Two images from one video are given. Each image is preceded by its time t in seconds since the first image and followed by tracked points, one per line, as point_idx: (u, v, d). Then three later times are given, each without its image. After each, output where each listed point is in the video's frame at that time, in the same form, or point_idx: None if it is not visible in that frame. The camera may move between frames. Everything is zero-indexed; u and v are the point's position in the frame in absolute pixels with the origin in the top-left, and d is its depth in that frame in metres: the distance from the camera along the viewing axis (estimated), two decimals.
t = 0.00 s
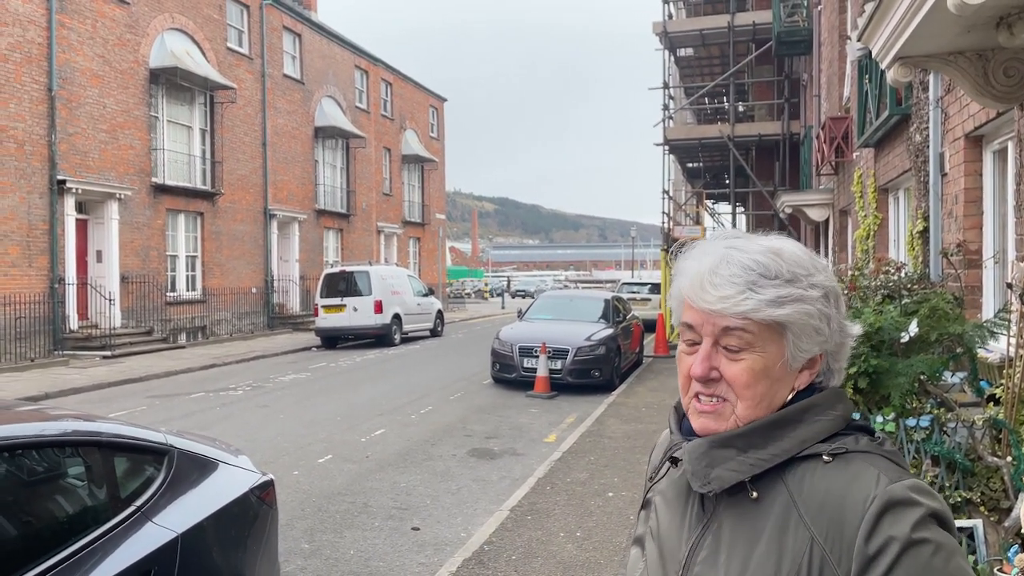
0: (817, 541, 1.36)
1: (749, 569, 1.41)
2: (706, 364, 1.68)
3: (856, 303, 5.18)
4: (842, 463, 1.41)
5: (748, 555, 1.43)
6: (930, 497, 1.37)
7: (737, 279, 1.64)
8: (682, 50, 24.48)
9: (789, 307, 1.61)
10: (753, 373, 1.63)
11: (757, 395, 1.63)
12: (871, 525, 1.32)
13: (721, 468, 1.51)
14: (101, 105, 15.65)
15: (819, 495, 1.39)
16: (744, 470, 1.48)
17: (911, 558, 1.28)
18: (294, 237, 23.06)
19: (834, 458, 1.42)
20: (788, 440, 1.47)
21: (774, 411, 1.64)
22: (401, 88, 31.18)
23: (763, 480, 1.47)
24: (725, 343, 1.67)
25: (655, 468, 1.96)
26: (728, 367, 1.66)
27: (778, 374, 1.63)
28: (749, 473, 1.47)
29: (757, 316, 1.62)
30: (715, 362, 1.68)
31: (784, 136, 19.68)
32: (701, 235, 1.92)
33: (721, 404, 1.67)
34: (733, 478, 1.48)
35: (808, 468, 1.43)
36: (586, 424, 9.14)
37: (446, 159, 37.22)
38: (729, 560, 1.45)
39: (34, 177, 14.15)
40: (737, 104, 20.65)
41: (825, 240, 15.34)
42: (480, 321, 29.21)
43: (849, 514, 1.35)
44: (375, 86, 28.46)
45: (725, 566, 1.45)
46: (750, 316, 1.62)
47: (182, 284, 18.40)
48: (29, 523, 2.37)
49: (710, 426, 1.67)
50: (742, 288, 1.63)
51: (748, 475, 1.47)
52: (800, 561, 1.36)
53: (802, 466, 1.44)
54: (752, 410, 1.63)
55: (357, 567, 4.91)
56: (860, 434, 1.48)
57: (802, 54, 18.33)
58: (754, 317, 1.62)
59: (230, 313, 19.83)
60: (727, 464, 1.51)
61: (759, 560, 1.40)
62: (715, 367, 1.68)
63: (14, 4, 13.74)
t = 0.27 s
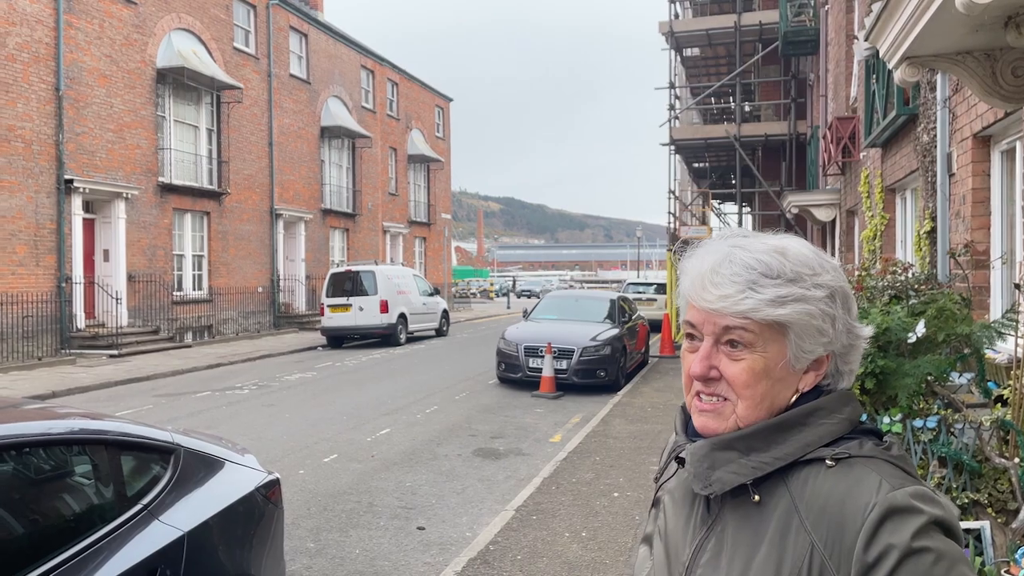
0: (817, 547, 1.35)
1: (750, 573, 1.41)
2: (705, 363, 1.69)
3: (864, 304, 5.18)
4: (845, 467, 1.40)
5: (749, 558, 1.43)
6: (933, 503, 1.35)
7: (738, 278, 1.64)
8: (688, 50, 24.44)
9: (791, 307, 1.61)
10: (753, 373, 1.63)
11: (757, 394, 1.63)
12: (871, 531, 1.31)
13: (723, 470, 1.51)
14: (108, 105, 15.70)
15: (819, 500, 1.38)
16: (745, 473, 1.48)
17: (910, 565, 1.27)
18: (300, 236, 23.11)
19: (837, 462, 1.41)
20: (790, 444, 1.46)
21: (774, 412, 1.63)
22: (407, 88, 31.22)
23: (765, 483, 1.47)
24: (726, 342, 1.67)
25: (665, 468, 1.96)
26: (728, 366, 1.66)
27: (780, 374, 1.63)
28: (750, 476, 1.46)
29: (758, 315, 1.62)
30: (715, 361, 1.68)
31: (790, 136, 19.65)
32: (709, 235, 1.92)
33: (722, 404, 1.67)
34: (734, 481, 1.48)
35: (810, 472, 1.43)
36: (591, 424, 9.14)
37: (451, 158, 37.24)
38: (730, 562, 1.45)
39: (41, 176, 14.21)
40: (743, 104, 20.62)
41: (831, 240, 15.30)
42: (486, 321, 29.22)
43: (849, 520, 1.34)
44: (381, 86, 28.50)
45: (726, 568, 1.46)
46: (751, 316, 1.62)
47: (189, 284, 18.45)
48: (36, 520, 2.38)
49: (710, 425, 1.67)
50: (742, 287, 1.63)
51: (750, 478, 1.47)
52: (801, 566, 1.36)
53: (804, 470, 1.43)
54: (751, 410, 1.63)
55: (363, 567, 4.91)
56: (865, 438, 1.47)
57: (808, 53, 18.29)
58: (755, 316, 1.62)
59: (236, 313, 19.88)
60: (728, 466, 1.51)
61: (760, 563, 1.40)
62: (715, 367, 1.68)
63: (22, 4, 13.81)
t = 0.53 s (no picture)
0: (832, 548, 1.36)
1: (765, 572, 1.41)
2: (712, 358, 1.70)
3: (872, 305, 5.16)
4: (860, 469, 1.40)
5: (763, 559, 1.43)
6: (949, 506, 1.35)
7: (747, 274, 1.65)
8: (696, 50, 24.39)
9: (797, 305, 1.60)
10: (759, 370, 1.64)
11: (763, 391, 1.63)
12: (887, 533, 1.32)
13: (738, 470, 1.51)
14: (117, 106, 15.78)
15: (835, 502, 1.38)
16: (761, 474, 1.47)
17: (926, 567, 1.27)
18: (307, 236, 23.17)
19: (853, 464, 1.41)
20: (806, 445, 1.46)
21: (781, 410, 1.63)
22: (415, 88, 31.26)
23: (780, 484, 1.47)
24: (734, 338, 1.68)
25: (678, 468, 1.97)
26: (734, 362, 1.67)
27: (788, 373, 1.63)
28: (765, 477, 1.46)
29: (764, 312, 1.62)
30: (723, 357, 1.69)
31: (798, 137, 19.58)
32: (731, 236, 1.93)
33: (729, 400, 1.68)
34: (749, 482, 1.48)
35: (826, 473, 1.43)
36: (598, 425, 9.13)
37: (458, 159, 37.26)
38: (744, 562, 1.46)
39: (50, 176, 14.28)
40: (751, 104, 20.57)
41: (839, 241, 15.25)
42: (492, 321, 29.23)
43: (863, 523, 1.35)
44: (388, 86, 28.55)
45: (740, 569, 1.46)
46: (757, 313, 1.63)
47: (196, 284, 18.52)
48: (45, 520, 2.39)
49: (717, 421, 1.68)
50: (750, 284, 1.64)
51: (766, 478, 1.47)
52: (816, 567, 1.36)
53: (820, 472, 1.43)
54: (758, 407, 1.63)
55: (370, 567, 4.93)
56: (881, 441, 1.47)
57: (816, 54, 18.23)
58: (760, 313, 1.62)
59: (243, 313, 19.96)
60: (743, 467, 1.50)
61: (776, 563, 1.41)
62: (722, 362, 1.69)
63: (31, 5, 13.89)
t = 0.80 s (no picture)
0: (849, 552, 1.35)
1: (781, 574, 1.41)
2: (718, 364, 1.71)
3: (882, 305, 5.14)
4: (879, 473, 1.39)
5: (779, 561, 1.43)
6: (969, 512, 1.34)
7: (747, 280, 1.65)
8: (703, 50, 24.33)
9: (798, 309, 1.60)
10: (765, 374, 1.64)
11: (769, 395, 1.63)
12: (905, 536, 1.31)
13: (755, 472, 1.51)
14: (126, 106, 15.86)
15: (853, 505, 1.38)
16: (778, 476, 1.47)
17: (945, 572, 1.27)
18: (315, 237, 23.22)
19: (872, 467, 1.41)
20: (825, 447, 1.46)
21: (789, 413, 1.62)
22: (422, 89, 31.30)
23: (798, 487, 1.47)
24: (738, 344, 1.69)
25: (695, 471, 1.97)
26: (740, 367, 1.67)
27: (794, 376, 1.62)
28: (782, 479, 1.46)
29: (765, 317, 1.62)
30: (728, 362, 1.70)
31: (806, 136, 19.51)
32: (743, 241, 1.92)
33: (736, 404, 1.68)
34: (766, 483, 1.47)
35: (845, 476, 1.42)
36: (605, 425, 9.13)
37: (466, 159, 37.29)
38: (760, 564, 1.46)
39: (60, 177, 14.36)
40: (759, 104, 20.51)
41: (848, 242, 15.20)
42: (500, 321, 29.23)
43: (882, 526, 1.34)
44: (395, 87, 28.60)
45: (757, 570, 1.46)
46: (758, 317, 1.63)
47: (204, 284, 18.58)
48: (55, 519, 2.40)
49: (726, 425, 1.68)
50: (750, 289, 1.65)
51: (783, 480, 1.46)
52: (834, 569, 1.36)
53: (838, 474, 1.43)
54: (764, 411, 1.63)
55: (378, 567, 4.93)
56: (901, 446, 1.46)
57: (825, 54, 18.18)
58: (761, 317, 1.63)
59: (251, 313, 20.02)
60: (760, 469, 1.50)
61: (792, 565, 1.40)
62: (728, 367, 1.69)
63: (41, 6, 13.97)
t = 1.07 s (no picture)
0: (871, 556, 1.35)
1: None
2: (727, 360, 1.72)
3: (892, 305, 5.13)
4: (904, 477, 1.38)
5: (799, 564, 1.43)
6: (996, 519, 1.32)
7: (752, 278, 1.67)
8: (712, 50, 24.26)
9: (800, 306, 1.60)
10: (770, 371, 1.64)
11: (774, 391, 1.63)
12: (929, 543, 1.30)
13: (776, 473, 1.50)
14: (135, 107, 15.94)
15: (876, 509, 1.37)
16: (800, 479, 1.46)
17: None
18: (323, 237, 23.28)
19: (896, 472, 1.39)
20: (848, 451, 1.45)
21: (795, 411, 1.61)
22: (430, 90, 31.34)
23: (820, 489, 1.46)
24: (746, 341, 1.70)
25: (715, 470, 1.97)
26: (748, 364, 1.68)
27: (800, 374, 1.61)
28: (805, 482, 1.45)
29: (769, 314, 1.63)
30: (737, 358, 1.71)
31: (815, 137, 19.44)
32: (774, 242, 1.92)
33: (745, 400, 1.69)
34: (788, 485, 1.47)
35: (869, 480, 1.41)
36: (613, 426, 9.12)
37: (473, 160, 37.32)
38: (780, 566, 1.46)
39: (70, 178, 14.44)
40: (767, 104, 20.44)
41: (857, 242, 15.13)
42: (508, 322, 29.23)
43: (905, 532, 1.33)
44: (403, 87, 28.65)
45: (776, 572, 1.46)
46: (762, 314, 1.64)
47: (213, 284, 18.65)
48: (65, 518, 2.42)
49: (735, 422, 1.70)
50: (756, 286, 1.66)
51: (804, 483, 1.46)
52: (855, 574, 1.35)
53: (862, 478, 1.42)
54: (771, 408, 1.63)
55: (386, 566, 4.94)
56: (927, 451, 1.44)
57: (834, 53, 18.10)
58: (765, 315, 1.64)
59: (260, 313, 20.10)
60: (781, 470, 1.50)
61: (813, 568, 1.40)
62: (737, 364, 1.70)
63: (51, 8, 14.05)
